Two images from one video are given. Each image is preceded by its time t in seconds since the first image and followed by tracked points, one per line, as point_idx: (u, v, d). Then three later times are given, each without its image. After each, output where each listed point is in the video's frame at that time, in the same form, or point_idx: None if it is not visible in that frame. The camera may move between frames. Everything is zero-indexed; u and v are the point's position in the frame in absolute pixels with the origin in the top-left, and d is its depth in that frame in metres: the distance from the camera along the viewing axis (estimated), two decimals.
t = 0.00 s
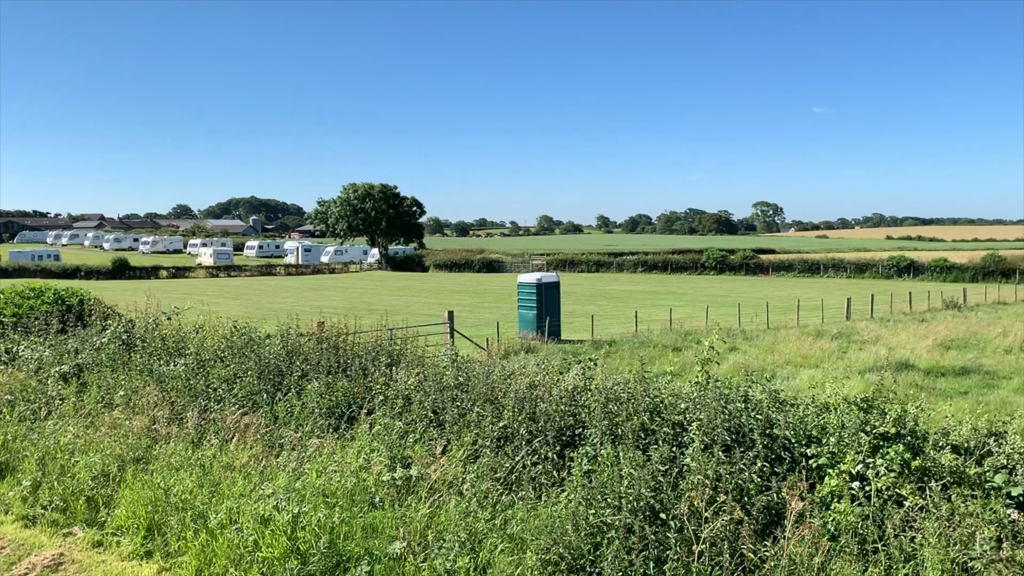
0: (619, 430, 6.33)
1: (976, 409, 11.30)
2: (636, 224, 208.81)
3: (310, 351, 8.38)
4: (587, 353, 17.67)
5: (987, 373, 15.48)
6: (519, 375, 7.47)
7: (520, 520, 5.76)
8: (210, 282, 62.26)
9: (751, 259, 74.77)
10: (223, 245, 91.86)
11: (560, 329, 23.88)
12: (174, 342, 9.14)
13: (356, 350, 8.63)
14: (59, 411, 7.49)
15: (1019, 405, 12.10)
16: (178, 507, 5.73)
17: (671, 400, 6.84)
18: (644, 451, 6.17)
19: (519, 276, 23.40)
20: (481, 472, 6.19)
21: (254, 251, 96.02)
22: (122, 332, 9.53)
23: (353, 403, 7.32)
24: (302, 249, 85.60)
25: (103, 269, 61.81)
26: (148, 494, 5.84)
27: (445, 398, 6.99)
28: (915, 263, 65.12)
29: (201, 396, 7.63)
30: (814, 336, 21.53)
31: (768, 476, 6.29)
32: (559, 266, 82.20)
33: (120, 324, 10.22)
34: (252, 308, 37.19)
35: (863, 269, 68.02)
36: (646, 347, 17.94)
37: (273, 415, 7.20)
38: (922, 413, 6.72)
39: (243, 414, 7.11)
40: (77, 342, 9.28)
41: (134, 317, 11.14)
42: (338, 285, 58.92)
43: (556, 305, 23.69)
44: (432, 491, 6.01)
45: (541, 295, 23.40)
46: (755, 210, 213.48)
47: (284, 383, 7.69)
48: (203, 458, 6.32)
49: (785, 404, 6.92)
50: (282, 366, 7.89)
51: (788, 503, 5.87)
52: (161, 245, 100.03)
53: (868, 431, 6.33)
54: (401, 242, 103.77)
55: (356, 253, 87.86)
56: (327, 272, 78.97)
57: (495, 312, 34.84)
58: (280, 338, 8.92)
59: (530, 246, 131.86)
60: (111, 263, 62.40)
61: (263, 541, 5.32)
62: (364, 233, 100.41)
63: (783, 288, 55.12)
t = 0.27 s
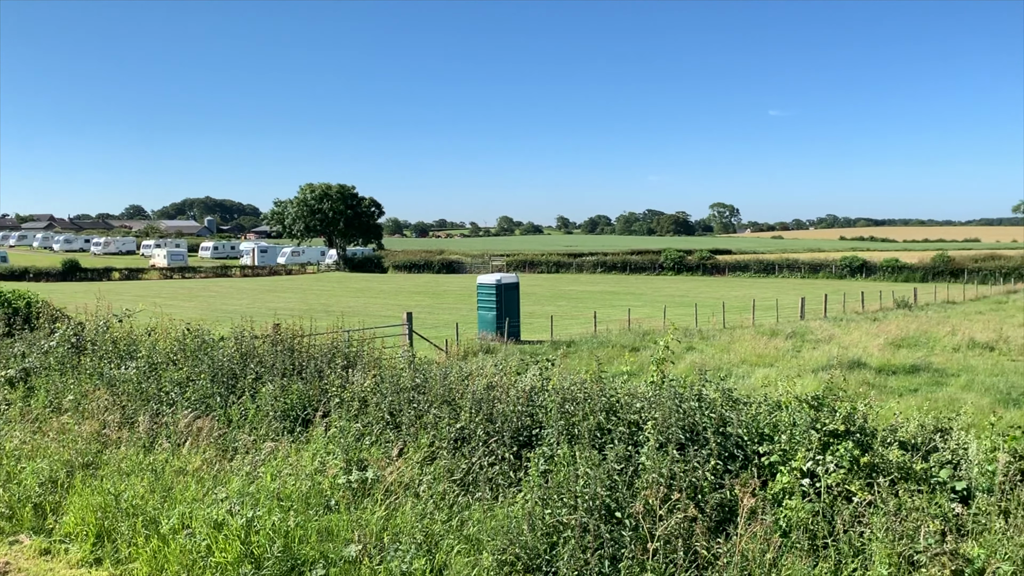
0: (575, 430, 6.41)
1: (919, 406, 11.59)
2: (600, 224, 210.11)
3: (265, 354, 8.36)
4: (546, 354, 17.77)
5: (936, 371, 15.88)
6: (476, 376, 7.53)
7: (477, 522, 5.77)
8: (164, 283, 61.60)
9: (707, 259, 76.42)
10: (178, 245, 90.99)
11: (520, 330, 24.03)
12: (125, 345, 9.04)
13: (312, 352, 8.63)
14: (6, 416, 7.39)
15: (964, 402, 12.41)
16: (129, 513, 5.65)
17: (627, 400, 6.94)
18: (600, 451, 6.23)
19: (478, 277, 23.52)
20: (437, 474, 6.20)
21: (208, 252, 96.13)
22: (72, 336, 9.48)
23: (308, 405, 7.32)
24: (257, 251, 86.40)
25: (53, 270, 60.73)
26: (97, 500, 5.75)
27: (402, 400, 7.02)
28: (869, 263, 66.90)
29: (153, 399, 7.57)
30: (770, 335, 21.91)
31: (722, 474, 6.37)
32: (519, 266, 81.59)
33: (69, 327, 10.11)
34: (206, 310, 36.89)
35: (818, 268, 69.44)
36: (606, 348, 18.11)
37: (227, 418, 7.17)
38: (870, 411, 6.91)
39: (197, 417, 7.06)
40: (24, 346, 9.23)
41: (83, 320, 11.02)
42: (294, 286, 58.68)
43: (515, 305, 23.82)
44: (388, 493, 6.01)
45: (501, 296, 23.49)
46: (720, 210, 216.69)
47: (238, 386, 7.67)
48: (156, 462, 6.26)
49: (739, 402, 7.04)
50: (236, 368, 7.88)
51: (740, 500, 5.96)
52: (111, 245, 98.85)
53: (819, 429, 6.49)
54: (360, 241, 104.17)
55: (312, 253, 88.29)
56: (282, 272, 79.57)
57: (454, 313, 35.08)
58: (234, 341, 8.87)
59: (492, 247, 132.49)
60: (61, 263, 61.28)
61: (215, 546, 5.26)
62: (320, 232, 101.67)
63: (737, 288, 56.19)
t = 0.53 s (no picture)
0: (530, 430, 6.45)
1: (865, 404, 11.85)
2: (560, 224, 214.09)
3: (217, 357, 8.31)
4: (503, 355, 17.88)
5: (885, 368, 16.29)
6: (431, 377, 7.54)
7: (431, 523, 5.77)
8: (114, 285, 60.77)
9: (663, 260, 77.97)
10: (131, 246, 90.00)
11: (477, 331, 24.14)
12: (71, 348, 8.93)
13: (264, 355, 8.60)
14: None
15: (909, 399, 12.70)
16: (75, 520, 5.54)
17: (581, 400, 7.01)
18: (554, 450, 6.28)
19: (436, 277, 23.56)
20: (392, 476, 6.19)
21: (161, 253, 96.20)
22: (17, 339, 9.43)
23: (260, 408, 7.30)
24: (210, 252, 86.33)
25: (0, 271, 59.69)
26: (43, 507, 5.64)
27: (356, 402, 7.01)
28: (819, 264, 69.56)
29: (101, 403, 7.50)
30: (726, 334, 22.25)
31: (675, 472, 6.44)
32: (478, 267, 81.99)
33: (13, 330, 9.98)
34: (158, 312, 36.46)
35: (770, 269, 72.74)
36: (562, 348, 18.29)
37: (178, 422, 7.13)
38: (818, 408, 7.07)
39: (147, 422, 7.03)
40: None
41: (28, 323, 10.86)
42: (247, 288, 58.09)
43: (472, 306, 23.89)
44: (341, 496, 5.99)
45: (458, 297, 23.57)
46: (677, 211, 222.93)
47: (188, 389, 7.62)
48: (104, 468, 6.19)
49: (692, 401, 7.14)
50: (187, 371, 7.85)
51: (692, 498, 6.03)
52: (60, 245, 98.42)
53: (769, 426, 6.63)
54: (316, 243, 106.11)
55: (267, 253, 88.58)
56: (237, 272, 79.87)
57: (411, 314, 35.20)
58: (185, 343, 8.82)
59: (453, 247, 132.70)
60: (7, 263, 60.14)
61: (165, 552, 5.17)
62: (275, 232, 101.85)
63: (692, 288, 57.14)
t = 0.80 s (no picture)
0: (484, 430, 6.51)
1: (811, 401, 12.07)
2: (517, 226, 214.52)
3: (165, 359, 8.24)
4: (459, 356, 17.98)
5: (835, 366, 16.65)
6: (384, 378, 7.57)
7: (383, 525, 5.73)
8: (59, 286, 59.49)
9: (618, 261, 79.07)
10: (80, 245, 88.55)
11: (433, 331, 24.19)
12: (13, 353, 8.80)
13: (214, 357, 8.55)
14: None
15: (855, 397, 12.95)
16: (16, 527, 5.38)
17: (535, 400, 7.10)
18: (508, 450, 6.33)
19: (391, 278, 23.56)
20: (344, 478, 6.17)
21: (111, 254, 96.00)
22: None
23: (209, 411, 7.27)
24: (161, 253, 85.94)
25: None
26: None
27: (307, 404, 6.99)
28: (769, 264, 71.36)
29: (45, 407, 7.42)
30: (679, 333, 22.51)
31: (628, 470, 6.50)
32: (435, 267, 82.28)
33: None
34: (106, 314, 35.78)
35: (723, 270, 74.27)
36: (518, 348, 18.43)
37: (125, 426, 7.07)
38: (766, 406, 7.26)
39: (93, 427, 6.96)
40: None
41: None
42: (198, 290, 57.27)
43: (428, 307, 23.94)
44: (292, 500, 5.96)
45: (414, 298, 23.63)
46: (634, 212, 223.93)
47: (136, 392, 7.57)
48: (47, 474, 6.07)
49: (644, 400, 7.27)
50: (135, 374, 7.80)
51: (644, 495, 6.09)
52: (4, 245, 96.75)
53: (719, 424, 6.76)
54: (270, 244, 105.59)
55: (219, 254, 88.86)
56: (189, 272, 79.41)
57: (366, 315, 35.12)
58: (133, 345, 8.74)
59: (415, 247, 132.32)
60: None
61: (111, 558, 5.02)
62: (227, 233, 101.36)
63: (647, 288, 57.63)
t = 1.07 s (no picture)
0: (435, 430, 6.57)
1: (757, 398, 12.34)
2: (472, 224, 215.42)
3: (110, 361, 8.19)
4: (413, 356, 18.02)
5: (783, 364, 17.02)
6: (335, 379, 7.59)
7: (333, 527, 5.69)
8: None
9: (572, 260, 79.86)
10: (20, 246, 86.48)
11: (387, 332, 24.18)
12: None
13: (160, 358, 8.50)
14: None
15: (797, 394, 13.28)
16: None
17: (488, 399, 7.17)
18: (460, 450, 6.37)
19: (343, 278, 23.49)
20: (294, 480, 6.15)
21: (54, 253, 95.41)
22: None
23: (155, 413, 7.22)
24: (106, 253, 85.46)
25: None
26: None
27: (256, 406, 6.99)
28: (719, 264, 72.63)
29: None
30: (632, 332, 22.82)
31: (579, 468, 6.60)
32: (388, 267, 82.58)
33: None
34: (47, 315, 34.88)
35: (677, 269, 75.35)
36: (472, 348, 18.54)
37: (68, 429, 6.99)
38: (714, 404, 7.43)
39: (35, 430, 6.89)
40: None
41: None
42: (145, 290, 55.98)
43: (381, 307, 23.96)
44: (241, 502, 5.91)
45: (366, 298, 23.62)
46: (586, 212, 224.31)
47: (80, 395, 7.52)
48: None
49: (595, 398, 7.40)
50: (78, 377, 7.74)
51: (594, 493, 6.16)
52: None
53: (669, 421, 6.84)
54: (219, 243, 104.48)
55: (166, 254, 88.51)
56: (135, 272, 78.17)
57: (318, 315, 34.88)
58: (76, 346, 8.66)
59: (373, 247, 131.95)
60: None
61: (51, 565, 4.91)
62: (176, 233, 99.88)
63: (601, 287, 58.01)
